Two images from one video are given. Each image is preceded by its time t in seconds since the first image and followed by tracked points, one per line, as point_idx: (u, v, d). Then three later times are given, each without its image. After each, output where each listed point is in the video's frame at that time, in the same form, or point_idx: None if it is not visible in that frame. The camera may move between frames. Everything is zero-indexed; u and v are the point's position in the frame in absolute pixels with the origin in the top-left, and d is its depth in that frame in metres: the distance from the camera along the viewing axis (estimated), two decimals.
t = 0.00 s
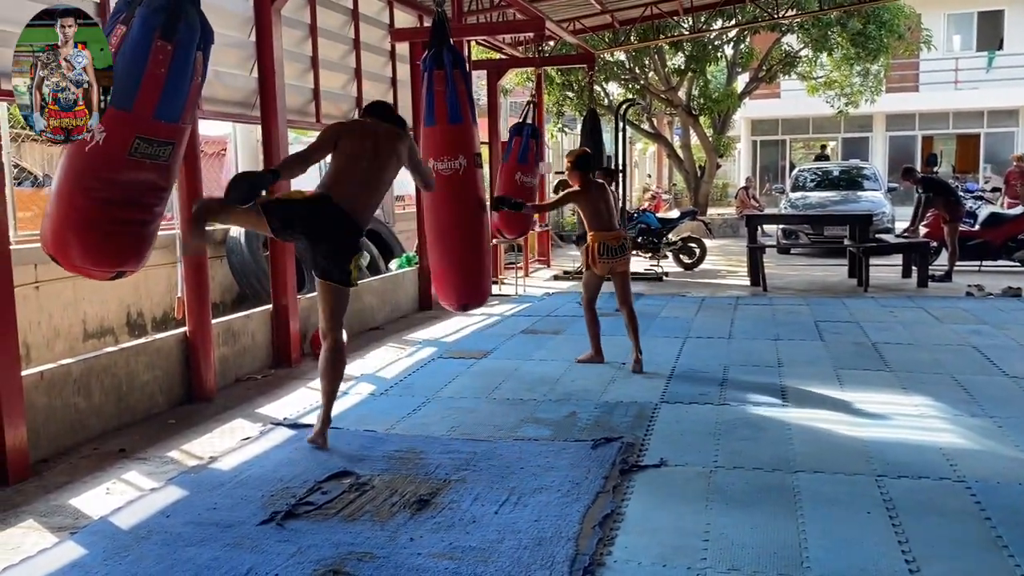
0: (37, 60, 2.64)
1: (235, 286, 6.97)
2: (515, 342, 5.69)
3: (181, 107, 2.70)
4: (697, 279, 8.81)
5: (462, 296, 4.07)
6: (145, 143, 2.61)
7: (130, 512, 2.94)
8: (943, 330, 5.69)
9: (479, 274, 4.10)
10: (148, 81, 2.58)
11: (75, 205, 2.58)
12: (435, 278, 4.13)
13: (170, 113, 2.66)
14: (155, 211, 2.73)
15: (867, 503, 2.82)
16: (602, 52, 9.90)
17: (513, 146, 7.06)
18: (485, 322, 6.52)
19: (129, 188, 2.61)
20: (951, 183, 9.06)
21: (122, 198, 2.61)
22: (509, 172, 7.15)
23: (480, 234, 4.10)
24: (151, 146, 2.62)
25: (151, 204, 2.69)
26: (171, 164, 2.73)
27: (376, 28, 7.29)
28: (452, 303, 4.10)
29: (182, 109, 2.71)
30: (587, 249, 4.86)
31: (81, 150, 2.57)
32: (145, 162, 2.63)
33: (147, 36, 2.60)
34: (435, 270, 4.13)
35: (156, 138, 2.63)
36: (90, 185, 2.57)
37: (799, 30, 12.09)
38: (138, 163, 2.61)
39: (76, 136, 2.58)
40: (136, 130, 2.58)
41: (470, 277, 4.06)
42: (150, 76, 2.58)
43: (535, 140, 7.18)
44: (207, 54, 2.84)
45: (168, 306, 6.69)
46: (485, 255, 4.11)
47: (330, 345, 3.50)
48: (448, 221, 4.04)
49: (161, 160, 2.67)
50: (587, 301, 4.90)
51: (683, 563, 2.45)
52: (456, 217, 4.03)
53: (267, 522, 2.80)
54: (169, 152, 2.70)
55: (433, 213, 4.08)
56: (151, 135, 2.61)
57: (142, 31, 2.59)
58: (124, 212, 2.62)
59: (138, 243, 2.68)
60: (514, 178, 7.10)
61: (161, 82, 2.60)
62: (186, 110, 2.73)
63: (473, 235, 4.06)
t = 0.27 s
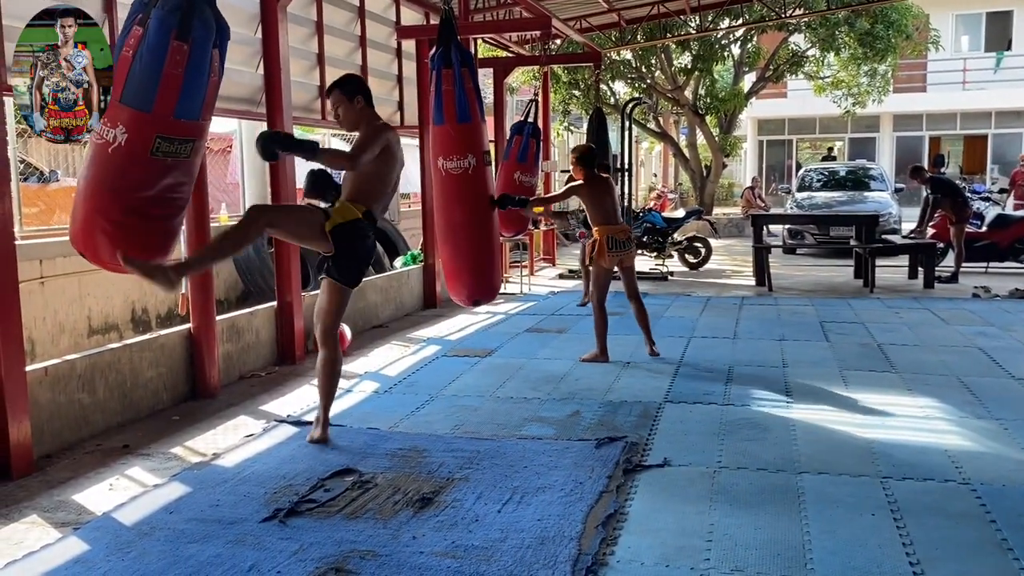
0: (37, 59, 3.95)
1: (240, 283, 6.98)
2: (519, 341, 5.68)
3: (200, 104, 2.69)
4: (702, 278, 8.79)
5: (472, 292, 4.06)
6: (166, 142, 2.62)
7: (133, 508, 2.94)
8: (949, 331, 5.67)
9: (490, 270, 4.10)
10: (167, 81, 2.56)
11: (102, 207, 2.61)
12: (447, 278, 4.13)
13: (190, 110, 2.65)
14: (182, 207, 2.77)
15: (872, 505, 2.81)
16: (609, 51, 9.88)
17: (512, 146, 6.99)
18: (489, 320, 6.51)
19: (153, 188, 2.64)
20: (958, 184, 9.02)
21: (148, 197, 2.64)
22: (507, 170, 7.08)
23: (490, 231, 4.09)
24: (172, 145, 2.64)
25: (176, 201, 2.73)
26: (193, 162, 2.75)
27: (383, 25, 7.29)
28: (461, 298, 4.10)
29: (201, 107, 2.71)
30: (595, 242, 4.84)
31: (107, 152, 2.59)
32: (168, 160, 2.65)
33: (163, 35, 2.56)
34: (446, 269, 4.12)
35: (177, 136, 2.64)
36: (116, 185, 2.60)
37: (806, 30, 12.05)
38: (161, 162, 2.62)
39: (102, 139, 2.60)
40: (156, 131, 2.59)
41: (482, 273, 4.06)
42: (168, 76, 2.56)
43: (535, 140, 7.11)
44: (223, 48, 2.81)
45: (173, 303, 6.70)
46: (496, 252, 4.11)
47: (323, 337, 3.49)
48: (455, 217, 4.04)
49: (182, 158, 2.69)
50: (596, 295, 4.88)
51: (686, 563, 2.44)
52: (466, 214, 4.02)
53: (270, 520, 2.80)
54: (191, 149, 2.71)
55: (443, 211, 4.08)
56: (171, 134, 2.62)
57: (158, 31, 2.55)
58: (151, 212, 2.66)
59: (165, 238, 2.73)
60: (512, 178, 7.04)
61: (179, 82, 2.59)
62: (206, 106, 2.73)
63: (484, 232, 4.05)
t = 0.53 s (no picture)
0: (37, 58, 4.25)
1: (244, 279, 6.99)
2: (523, 338, 5.68)
3: (237, 102, 2.70)
4: (706, 278, 8.78)
5: (468, 288, 4.03)
6: (208, 144, 2.62)
7: (136, 501, 2.95)
8: (953, 332, 5.65)
9: (488, 268, 4.08)
10: (196, 82, 2.59)
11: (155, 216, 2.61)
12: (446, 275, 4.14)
13: (226, 109, 2.66)
14: (239, 212, 2.76)
15: (874, 505, 2.81)
16: (614, 49, 9.87)
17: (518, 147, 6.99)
18: (493, 318, 6.51)
19: (206, 194, 2.64)
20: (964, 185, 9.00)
21: (201, 203, 2.64)
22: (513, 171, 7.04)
23: (490, 230, 4.07)
24: (214, 145, 2.63)
25: (232, 207, 2.72)
26: (243, 163, 2.75)
27: (388, 22, 7.29)
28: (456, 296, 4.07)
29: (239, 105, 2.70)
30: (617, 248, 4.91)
31: (151, 160, 2.60)
32: (213, 162, 2.65)
33: (189, 37, 2.60)
34: (445, 265, 4.14)
35: (218, 136, 2.64)
36: (167, 192, 2.61)
37: (812, 29, 12.03)
38: (206, 164, 2.62)
39: (148, 149, 2.62)
40: (194, 132, 2.59)
41: (478, 270, 4.04)
42: (197, 77, 2.59)
43: (541, 141, 7.03)
44: (253, 44, 2.82)
45: (177, 298, 6.71)
46: (494, 251, 4.08)
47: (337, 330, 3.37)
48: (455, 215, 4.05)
49: (229, 157, 2.68)
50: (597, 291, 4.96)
51: (688, 561, 2.44)
52: (465, 211, 4.03)
53: (273, 514, 2.80)
54: (237, 149, 2.71)
55: (444, 209, 4.10)
56: (211, 134, 2.62)
57: (183, 31, 2.60)
58: (207, 217, 2.65)
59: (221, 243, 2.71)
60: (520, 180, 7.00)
61: (209, 82, 2.61)
62: (244, 104, 2.73)
63: (483, 231, 4.03)
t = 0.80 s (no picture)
0: (37, 59, 4.16)
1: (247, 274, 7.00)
2: (525, 335, 5.68)
3: (293, 87, 2.55)
4: (708, 275, 8.77)
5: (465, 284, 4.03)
6: (270, 134, 2.51)
7: (136, 494, 2.95)
8: (956, 331, 5.64)
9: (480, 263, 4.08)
10: (244, 71, 2.49)
11: (234, 221, 2.55)
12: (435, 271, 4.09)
13: (282, 95, 2.52)
14: (320, 207, 2.61)
15: (874, 504, 2.80)
16: (618, 46, 9.86)
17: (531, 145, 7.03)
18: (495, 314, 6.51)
19: (279, 188, 2.52)
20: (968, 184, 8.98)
21: (276, 198, 2.52)
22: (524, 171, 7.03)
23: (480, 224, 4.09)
24: (277, 135, 2.51)
25: (312, 200, 2.58)
26: (314, 151, 2.59)
27: (392, 17, 7.29)
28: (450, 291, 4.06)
29: (296, 90, 2.56)
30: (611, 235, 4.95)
31: (221, 164, 2.55)
32: (280, 152, 2.52)
33: (229, 30, 2.54)
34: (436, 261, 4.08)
35: (279, 125, 2.51)
36: (239, 193, 2.52)
37: (817, 28, 12.00)
38: (272, 155, 2.50)
39: (215, 155, 2.57)
40: (255, 124, 2.50)
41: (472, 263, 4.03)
42: (245, 67, 2.49)
43: (546, 139, 7.10)
44: (302, 28, 2.66)
45: (180, 291, 6.72)
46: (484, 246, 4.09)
47: (399, 329, 3.26)
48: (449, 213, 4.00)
49: (296, 146, 2.53)
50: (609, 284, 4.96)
51: (687, 558, 2.44)
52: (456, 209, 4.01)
53: (273, 508, 2.81)
54: (303, 136, 2.56)
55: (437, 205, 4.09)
56: (271, 123, 2.51)
57: (222, 26, 2.54)
58: (283, 215, 2.52)
59: (306, 239, 2.57)
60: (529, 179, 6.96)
61: (257, 69, 2.50)
62: (301, 88, 2.58)
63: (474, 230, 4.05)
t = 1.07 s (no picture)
0: (37, 59, 3.93)
1: (249, 269, 7.01)
2: (527, 331, 5.68)
3: (339, 56, 2.58)
4: (711, 273, 8.77)
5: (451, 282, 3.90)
6: (326, 105, 2.50)
7: (138, 487, 2.96)
8: (958, 331, 5.64)
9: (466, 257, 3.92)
10: (288, 45, 2.51)
11: (305, 204, 2.53)
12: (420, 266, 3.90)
13: (330, 64, 2.54)
14: (385, 176, 2.61)
15: (875, 501, 2.80)
16: (622, 43, 9.84)
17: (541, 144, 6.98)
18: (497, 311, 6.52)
19: (345, 159, 2.52)
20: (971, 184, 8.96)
21: (344, 172, 2.51)
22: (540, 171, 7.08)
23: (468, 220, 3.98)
24: (333, 104, 2.51)
25: (376, 169, 2.59)
26: (369, 118, 2.60)
27: (396, 13, 7.29)
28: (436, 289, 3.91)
29: (342, 60, 2.58)
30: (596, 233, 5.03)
31: (280, 145, 2.54)
32: (339, 122, 2.52)
33: (266, 8, 2.55)
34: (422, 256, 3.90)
35: (332, 94, 2.52)
36: (308, 171, 2.51)
37: (822, 26, 11.97)
38: (332, 125, 2.50)
39: (271, 137, 2.56)
40: (309, 96, 2.49)
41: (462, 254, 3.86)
42: (288, 41, 2.51)
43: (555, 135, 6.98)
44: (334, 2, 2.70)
45: (182, 286, 6.73)
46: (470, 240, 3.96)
47: (440, 335, 3.14)
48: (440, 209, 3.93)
49: (353, 114, 2.54)
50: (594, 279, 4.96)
51: (687, 555, 2.45)
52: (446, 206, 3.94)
53: (274, 502, 2.81)
54: (358, 104, 2.57)
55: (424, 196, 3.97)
56: (326, 94, 2.51)
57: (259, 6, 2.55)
58: (352, 187, 2.52)
59: (375, 209, 2.56)
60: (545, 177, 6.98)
61: (302, 41, 2.51)
62: (346, 57, 2.60)
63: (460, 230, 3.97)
